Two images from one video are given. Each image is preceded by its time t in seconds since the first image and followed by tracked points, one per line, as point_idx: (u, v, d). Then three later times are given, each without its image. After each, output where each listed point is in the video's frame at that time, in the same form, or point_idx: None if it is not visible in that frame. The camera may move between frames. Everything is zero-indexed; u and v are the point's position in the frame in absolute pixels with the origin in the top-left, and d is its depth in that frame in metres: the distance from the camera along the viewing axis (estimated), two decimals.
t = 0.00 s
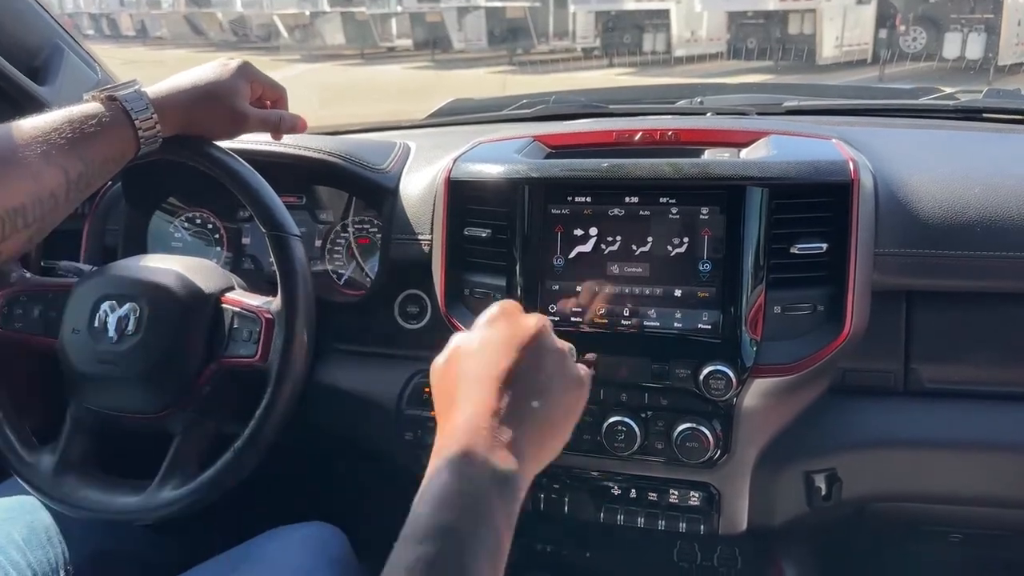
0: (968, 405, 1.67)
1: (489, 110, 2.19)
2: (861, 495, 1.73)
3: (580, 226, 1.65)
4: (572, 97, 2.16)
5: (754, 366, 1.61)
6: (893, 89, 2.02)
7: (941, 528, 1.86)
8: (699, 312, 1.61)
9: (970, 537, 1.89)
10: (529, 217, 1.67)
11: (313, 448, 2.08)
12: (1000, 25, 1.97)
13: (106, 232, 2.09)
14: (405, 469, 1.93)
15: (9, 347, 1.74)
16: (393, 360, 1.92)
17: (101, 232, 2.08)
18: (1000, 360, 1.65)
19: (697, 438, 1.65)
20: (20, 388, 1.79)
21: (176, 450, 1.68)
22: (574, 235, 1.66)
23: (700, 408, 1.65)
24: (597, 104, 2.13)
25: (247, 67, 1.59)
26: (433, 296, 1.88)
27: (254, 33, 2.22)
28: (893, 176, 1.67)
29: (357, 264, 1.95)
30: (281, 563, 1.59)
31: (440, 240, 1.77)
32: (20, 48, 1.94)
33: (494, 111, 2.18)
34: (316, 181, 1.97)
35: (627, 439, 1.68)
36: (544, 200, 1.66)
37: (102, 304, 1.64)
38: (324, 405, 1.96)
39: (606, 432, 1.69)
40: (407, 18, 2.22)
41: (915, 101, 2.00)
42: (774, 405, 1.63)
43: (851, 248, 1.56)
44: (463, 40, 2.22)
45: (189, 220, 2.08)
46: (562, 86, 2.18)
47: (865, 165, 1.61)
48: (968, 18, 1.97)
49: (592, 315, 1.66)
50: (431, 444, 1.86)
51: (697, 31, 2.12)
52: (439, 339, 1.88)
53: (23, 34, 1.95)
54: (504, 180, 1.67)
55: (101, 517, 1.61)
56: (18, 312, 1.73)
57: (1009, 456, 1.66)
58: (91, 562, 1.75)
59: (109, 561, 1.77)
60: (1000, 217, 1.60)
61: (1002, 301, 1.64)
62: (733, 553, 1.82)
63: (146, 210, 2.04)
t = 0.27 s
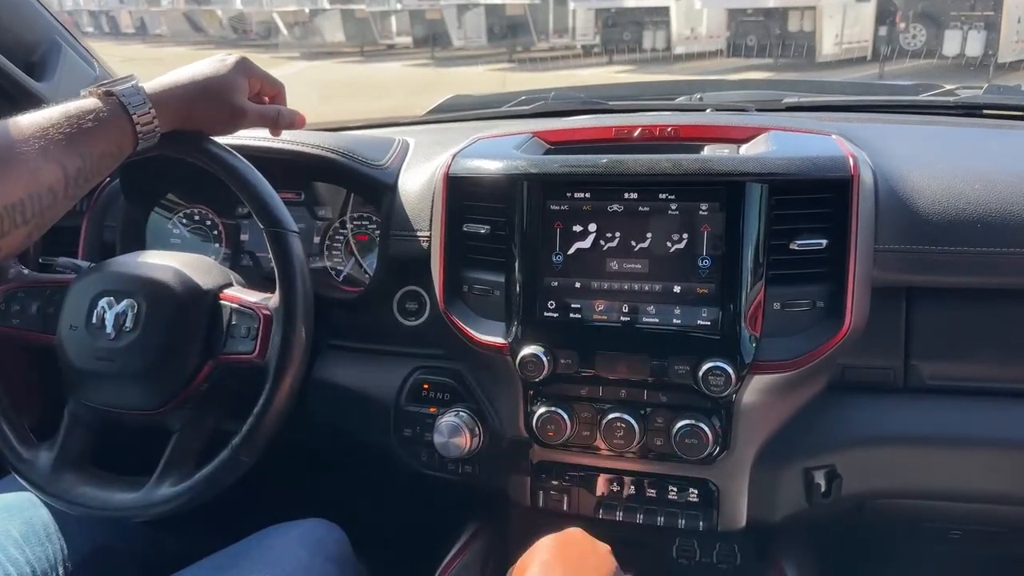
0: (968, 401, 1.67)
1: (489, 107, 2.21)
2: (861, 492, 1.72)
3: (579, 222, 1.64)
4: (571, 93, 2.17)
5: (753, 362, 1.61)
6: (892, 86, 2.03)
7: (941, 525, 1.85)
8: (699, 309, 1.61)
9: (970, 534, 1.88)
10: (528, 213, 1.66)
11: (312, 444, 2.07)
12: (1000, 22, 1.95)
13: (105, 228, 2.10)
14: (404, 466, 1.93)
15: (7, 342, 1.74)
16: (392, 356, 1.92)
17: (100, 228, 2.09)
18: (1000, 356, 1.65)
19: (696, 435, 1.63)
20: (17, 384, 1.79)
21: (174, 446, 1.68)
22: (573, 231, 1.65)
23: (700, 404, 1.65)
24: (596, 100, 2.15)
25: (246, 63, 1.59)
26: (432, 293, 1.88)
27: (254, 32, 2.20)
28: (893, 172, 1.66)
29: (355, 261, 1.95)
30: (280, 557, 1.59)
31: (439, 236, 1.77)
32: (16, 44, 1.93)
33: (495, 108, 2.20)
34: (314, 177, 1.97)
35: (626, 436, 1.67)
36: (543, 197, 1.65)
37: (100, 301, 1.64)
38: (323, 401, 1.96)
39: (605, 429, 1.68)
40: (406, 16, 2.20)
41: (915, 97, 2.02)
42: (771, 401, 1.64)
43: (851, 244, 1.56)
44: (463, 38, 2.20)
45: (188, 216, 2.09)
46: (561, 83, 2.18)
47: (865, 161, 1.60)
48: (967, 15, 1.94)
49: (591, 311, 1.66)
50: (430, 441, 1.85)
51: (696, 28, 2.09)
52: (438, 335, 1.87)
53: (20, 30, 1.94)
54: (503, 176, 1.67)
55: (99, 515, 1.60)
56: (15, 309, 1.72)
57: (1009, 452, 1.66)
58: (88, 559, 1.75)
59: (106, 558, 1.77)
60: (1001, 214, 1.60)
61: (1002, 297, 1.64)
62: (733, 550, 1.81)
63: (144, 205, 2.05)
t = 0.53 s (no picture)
0: (969, 396, 1.67)
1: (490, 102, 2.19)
2: (861, 487, 1.72)
3: (580, 217, 1.64)
4: (571, 88, 2.14)
5: (754, 358, 1.61)
6: (896, 81, 2.02)
7: (941, 521, 1.85)
8: (699, 304, 1.60)
9: (970, 529, 1.88)
10: (529, 209, 1.66)
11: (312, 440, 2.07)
12: (1001, 18, 1.94)
13: (105, 224, 2.08)
14: (404, 461, 1.93)
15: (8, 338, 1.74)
16: (392, 352, 1.92)
17: (100, 223, 2.07)
18: (1001, 351, 1.65)
19: (697, 431, 1.64)
20: (18, 380, 1.79)
21: (174, 441, 1.68)
22: (574, 227, 1.65)
23: (700, 399, 1.65)
24: (596, 96, 2.13)
25: (236, 49, 1.63)
26: (432, 289, 1.86)
27: (255, 28, 2.22)
28: (894, 167, 1.66)
29: (355, 257, 1.95)
30: (280, 553, 1.59)
31: (440, 231, 1.77)
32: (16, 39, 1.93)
33: (495, 103, 2.18)
34: (314, 173, 1.97)
35: (626, 431, 1.68)
36: (543, 192, 1.65)
37: (101, 296, 1.64)
38: (324, 397, 1.96)
39: (605, 424, 1.68)
40: (406, 12, 2.22)
41: (915, 93, 2.01)
42: (772, 396, 1.64)
43: (851, 240, 1.56)
44: (463, 35, 2.20)
45: (188, 212, 2.09)
46: (561, 77, 2.16)
47: (866, 156, 1.60)
48: (968, 11, 1.95)
49: (592, 307, 1.66)
50: (430, 436, 1.85)
51: (697, 24, 2.10)
52: (440, 331, 1.86)
53: (19, 26, 1.94)
54: (504, 172, 1.67)
55: (99, 511, 1.60)
56: (15, 305, 1.72)
57: (1009, 447, 1.65)
58: (88, 555, 1.75)
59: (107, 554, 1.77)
60: (1002, 209, 1.60)
61: (1003, 292, 1.64)
62: (734, 545, 1.81)
63: (145, 200, 2.04)
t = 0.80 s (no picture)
0: (972, 391, 1.66)
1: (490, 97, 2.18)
2: (863, 483, 1.71)
3: (580, 211, 1.63)
4: (571, 83, 2.14)
5: (755, 353, 1.60)
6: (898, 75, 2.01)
7: (944, 517, 1.84)
8: (700, 298, 1.59)
9: (973, 525, 1.87)
10: (529, 203, 1.65)
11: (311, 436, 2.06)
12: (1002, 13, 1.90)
13: (101, 220, 2.10)
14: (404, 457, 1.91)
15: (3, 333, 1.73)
16: (391, 348, 1.90)
17: (96, 218, 2.09)
18: (1004, 346, 1.64)
19: (698, 426, 1.62)
20: (14, 376, 1.78)
21: (171, 437, 1.67)
22: (574, 221, 1.63)
23: (701, 395, 1.64)
24: (597, 91, 2.13)
25: (232, 44, 1.63)
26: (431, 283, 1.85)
27: (254, 27, 2.19)
28: (896, 160, 1.65)
29: (354, 253, 1.94)
30: (278, 548, 1.58)
31: (438, 225, 1.75)
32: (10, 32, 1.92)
33: (495, 98, 2.17)
34: (313, 168, 1.96)
35: (627, 427, 1.66)
36: (543, 185, 1.63)
37: (96, 291, 1.62)
38: (323, 393, 1.95)
39: (606, 419, 1.67)
40: (406, 9, 2.16)
41: (916, 87, 2.00)
42: (774, 391, 1.63)
43: (854, 233, 1.55)
44: (462, 32, 2.15)
45: (186, 207, 2.09)
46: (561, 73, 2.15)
47: (869, 149, 1.58)
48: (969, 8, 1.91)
49: (592, 302, 1.64)
50: (429, 432, 1.84)
51: (697, 22, 2.07)
52: (438, 326, 1.85)
53: (13, 18, 1.93)
54: (503, 165, 1.65)
55: (96, 507, 1.59)
56: (10, 300, 1.71)
57: (1012, 443, 1.64)
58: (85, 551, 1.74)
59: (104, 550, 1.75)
60: (1005, 202, 1.58)
61: (1007, 286, 1.62)
62: (735, 541, 1.81)
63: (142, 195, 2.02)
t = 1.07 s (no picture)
0: (978, 383, 1.63)
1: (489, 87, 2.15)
2: (867, 475, 1.68)
3: (580, 199, 1.60)
4: (571, 72, 2.11)
5: (757, 344, 1.57)
6: (902, 64, 1.96)
7: (949, 509, 1.81)
8: (702, 287, 1.56)
9: (977, 518, 1.84)
10: (527, 191, 1.62)
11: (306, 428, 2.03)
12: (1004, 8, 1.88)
13: (94, 209, 2.06)
14: (401, 450, 1.89)
15: None
16: (388, 340, 1.87)
17: (89, 209, 2.06)
18: (1012, 336, 1.61)
19: (699, 418, 1.60)
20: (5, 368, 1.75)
21: (165, 428, 1.64)
22: (573, 209, 1.60)
23: (702, 386, 1.61)
24: (598, 80, 2.10)
25: (228, 31, 1.59)
26: (428, 273, 1.82)
27: (252, 21, 2.17)
28: (902, 148, 1.62)
29: (348, 244, 1.92)
30: (273, 542, 1.55)
31: (435, 213, 1.72)
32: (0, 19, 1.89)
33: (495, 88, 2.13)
34: (309, 157, 1.93)
35: (627, 418, 1.63)
36: (542, 173, 1.61)
37: (87, 280, 1.59)
38: (319, 385, 1.93)
39: (606, 411, 1.64)
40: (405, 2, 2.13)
41: (922, 77, 1.95)
42: (776, 382, 1.60)
43: (859, 222, 1.52)
44: (462, 27, 2.11)
45: (179, 197, 2.06)
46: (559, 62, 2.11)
47: (874, 136, 1.56)
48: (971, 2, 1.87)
49: (592, 292, 1.61)
50: (427, 424, 1.81)
51: (697, 16, 2.01)
52: (435, 317, 1.82)
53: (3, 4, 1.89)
54: (501, 152, 1.63)
55: (88, 500, 1.57)
56: None
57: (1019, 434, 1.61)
58: (78, 544, 1.71)
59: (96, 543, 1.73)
60: (1012, 189, 1.56)
61: (1013, 275, 1.59)
62: (737, 534, 1.78)
63: (135, 183, 2.01)
